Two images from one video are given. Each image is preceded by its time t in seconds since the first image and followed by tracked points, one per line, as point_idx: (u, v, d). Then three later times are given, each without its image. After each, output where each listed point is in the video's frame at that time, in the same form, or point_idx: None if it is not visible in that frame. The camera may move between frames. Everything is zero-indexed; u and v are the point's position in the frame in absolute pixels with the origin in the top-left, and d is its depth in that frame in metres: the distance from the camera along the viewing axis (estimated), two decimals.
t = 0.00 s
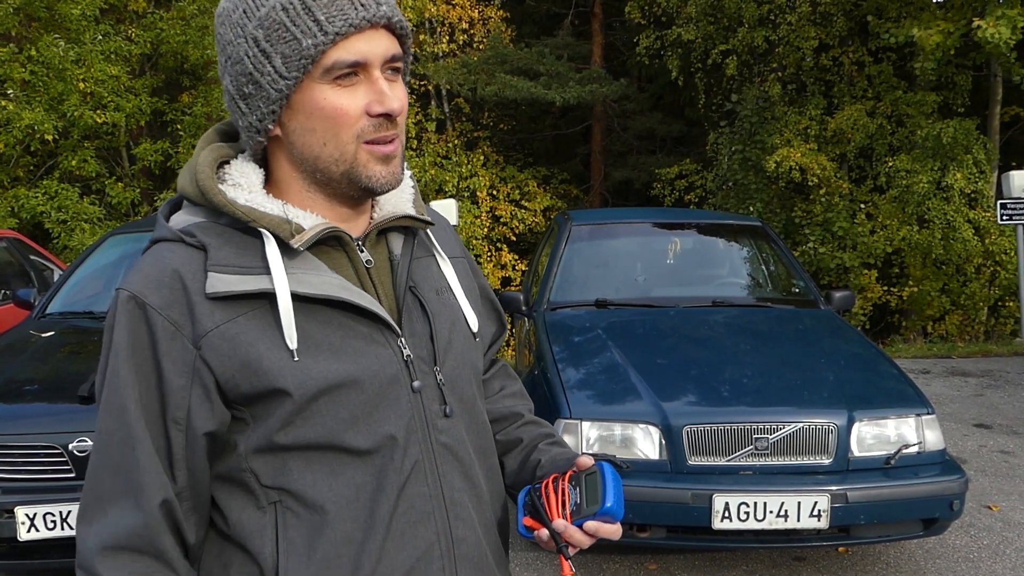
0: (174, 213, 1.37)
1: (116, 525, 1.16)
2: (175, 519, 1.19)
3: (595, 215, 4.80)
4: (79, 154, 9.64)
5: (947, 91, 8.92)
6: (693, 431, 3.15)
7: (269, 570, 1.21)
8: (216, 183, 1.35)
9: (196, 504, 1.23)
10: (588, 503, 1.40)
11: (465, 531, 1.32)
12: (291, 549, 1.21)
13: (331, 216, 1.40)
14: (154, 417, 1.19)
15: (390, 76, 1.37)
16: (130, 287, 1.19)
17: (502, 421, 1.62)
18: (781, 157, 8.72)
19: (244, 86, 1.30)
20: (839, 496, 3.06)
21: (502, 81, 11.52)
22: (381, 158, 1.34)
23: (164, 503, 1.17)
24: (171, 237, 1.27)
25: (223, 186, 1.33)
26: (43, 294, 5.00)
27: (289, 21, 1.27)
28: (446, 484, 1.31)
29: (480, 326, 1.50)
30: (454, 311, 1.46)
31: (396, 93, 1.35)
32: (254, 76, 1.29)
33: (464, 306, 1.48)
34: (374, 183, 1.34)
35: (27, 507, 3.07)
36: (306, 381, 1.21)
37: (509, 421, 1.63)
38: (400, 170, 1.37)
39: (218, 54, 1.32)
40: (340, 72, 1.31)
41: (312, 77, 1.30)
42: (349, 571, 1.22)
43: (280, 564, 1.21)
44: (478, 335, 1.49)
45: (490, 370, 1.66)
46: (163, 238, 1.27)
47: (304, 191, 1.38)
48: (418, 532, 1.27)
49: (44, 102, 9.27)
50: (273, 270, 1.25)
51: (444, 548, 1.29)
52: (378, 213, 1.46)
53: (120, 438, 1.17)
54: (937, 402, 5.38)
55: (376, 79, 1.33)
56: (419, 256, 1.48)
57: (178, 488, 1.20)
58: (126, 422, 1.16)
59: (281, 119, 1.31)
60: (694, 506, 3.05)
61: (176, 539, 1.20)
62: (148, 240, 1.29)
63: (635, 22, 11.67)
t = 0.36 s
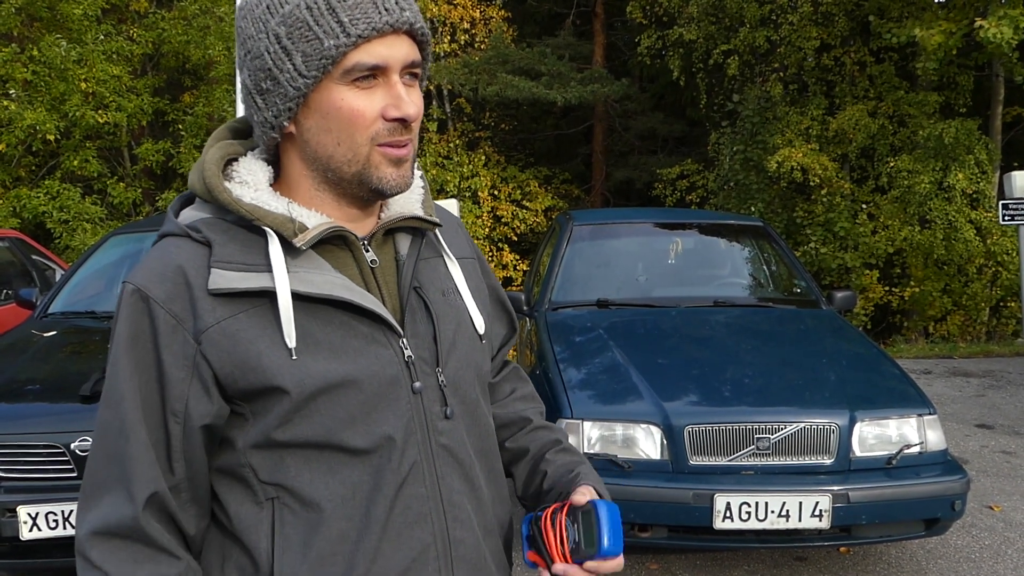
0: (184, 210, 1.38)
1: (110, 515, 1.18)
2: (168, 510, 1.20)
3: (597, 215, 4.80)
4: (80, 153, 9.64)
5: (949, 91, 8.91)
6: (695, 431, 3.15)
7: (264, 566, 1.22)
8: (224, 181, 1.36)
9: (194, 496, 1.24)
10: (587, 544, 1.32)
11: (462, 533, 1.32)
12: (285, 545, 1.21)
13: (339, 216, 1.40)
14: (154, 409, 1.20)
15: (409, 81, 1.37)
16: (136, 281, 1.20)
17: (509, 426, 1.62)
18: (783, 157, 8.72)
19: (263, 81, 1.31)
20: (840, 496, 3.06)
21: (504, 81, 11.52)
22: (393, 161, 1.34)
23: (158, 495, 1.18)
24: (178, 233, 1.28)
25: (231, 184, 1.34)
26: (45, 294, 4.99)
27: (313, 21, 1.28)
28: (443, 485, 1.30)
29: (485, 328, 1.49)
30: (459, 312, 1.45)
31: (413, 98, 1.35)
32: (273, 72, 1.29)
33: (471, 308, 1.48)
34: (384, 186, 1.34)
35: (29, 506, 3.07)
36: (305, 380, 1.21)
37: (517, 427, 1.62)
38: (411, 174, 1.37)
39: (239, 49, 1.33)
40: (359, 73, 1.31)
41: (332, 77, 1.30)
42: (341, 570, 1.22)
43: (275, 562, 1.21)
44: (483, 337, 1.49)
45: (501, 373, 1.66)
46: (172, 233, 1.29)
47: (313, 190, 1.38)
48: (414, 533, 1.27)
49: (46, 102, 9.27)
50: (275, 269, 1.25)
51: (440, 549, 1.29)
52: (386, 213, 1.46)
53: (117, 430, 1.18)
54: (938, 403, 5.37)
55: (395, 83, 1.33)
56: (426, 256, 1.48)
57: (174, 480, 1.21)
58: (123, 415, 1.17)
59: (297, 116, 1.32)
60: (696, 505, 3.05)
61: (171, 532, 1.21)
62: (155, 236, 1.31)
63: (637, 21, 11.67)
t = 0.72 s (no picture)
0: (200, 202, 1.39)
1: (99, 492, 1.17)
2: (158, 497, 1.19)
3: (599, 214, 4.80)
4: (82, 152, 9.63)
5: (951, 93, 8.89)
6: (697, 431, 3.15)
7: (262, 562, 1.22)
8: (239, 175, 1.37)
9: (183, 486, 1.24)
10: None
11: (463, 537, 1.31)
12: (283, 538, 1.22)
13: (350, 216, 1.41)
14: (151, 398, 1.19)
15: (406, 77, 1.35)
16: (147, 268, 1.21)
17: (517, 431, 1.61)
18: (784, 158, 8.73)
19: (262, 82, 1.34)
20: (841, 497, 3.06)
21: (505, 81, 11.53)
22: (386, 160, 1.33)
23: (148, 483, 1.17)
24: (190, 226, 1.29)
25: (244, 178, 1.35)
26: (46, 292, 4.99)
27: (301, 21, 1.29)
28: (445, 490, 1.30)
29: (496, 332, 1.48)
30: (470, 315, 1.44)
31: (405, 95, 1.33)
32: (269, 72, 1.32)
33: (483, 311, 1.47)
34: (379, 185, 1.34)
35: (30, 504, 3.07)
36: (306, 378, 1.21)
37: (525, 431, 1.61)
38: (409, 173, 1.36)
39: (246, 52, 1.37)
40: (348, 73, 1.31)
41: (321, 77, 1.31)
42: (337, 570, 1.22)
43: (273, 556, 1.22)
44: (495, 341, 1.48)
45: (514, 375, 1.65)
46: (185, 225, 1.30)
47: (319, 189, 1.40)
48: (413, 535, 1.26)
49: (48, 100, 9.27)
50: (283, 266, 1.25)
51: (439, 554, 1.28)
52: (398, 213, 1.46)
53: (113, 414, 1.17)
54: (939, 404, 5.36)
55: (385, 81, 1.32)
56: (438, 258, 1.47)
57: (165, 470, 1.20)
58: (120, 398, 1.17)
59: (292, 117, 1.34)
60: (697, 506, 3.05)
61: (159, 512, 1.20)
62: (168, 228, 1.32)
63: (639, 21, 11.67)
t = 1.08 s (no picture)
0: (185, 205, 1.39)
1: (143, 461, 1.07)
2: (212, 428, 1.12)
3: (600, 214, 4.79)
4: (82, 148, 9.61)
5: (953, 94, 8.89)
6: (696, 430, 3.15)
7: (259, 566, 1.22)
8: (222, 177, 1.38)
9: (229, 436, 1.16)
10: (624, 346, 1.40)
11: (460, 532, 1.31)
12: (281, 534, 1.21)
13: (339, 210, 1.44)
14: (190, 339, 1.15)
15: (358, 66, 1.35)
16: (133, 265, 1.20)
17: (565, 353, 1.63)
18: (785, 159, 8.75)
19: (229, 84, 1.39)
20: (842, 497, 3.06)
21: (507, 80, 11.53)
22: (337, 153, 1.34)
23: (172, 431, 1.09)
24: (177, 227, 1.29)
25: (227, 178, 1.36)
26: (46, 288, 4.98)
27: (244, 20, 1.32)
28: (440, 486, 1.31)
29: (491, 322, 1.47)
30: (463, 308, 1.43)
31: (352, 84, 1.33)
32: (229, 75, 1.38)
33: (477, 302, 1.45)
34: (333, 179, 1.35)
35: (30, 500, 3.06)
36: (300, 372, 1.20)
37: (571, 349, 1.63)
38: (365, 165, 1.37)
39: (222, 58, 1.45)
40: (290, 67, 1.32)
41: (266, 73, 1.33)
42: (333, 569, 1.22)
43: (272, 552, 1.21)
44: (489, 332, 1.46)
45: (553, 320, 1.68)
46: (172, 227, 1.30)
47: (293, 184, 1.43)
48: (409, 532, 1.27)
49: (49, 96, 9.26)
50: (273, 260, 1.24)
51: (434, 552, 1.28)
52: (387, 205, 1.48)
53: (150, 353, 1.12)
54: (939, 405, 5.36)
55: (328, 72, 1.32)
56: (430, 249, 1.47)
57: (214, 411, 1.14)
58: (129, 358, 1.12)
59: (253, 115, 1.39)
60: (697, 505, 3.05)
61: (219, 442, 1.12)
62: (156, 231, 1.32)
63: (642, 21, 11.65)
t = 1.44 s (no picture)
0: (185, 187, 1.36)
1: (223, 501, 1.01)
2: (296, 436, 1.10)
3: (599, 211, 4.79)
4: (81, 145, 9.59)
5: (952, 91, 8.89)
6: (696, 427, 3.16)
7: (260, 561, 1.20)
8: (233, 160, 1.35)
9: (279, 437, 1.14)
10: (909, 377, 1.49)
11: (452, 529, 1.33)
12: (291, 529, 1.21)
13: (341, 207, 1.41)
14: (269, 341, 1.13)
15: (374, 67, 1.33)
16: (156, 248, 1.16)
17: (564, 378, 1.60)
18: (785, 156, 8.77)
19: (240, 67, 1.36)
20: (841, 494, 3.07)
21: (506, 77, 11.52)
22: (346, 154, 1.32)
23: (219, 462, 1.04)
24: (188, 212, 1.25)
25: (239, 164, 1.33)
26: (45, 285, 4.98)
27: (263, 6, 1.29)
28: (436, 484, 1.31)
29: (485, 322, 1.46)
30: (458, 307, 1.42)
31: (366, 86, 1.31)
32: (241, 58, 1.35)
33: (472, 301, 1.45)
34: (338, 179, 1.33)
35: (29, 496, 3.06)
36: (319, 363, 1.19)
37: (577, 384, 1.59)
38: (373, 167, 1.35)
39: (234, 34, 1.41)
40: (305, 61, 1.29)
41: (281, 65, 1.31)
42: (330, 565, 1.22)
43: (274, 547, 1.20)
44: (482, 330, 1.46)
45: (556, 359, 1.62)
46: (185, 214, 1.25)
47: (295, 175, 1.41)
48: (406, 527, 1.28)
49: (47, 92, 9.22)
50: (295, 246, 1.23)
51: (429, 543, 1.30)
52: (390, 202, 1.46)
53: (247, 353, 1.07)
54: (938, 402, 5.37)
55: (343, 70, 1.30)
56: (429, 247, 1.46)
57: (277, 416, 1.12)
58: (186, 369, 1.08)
59: (263, 103, 1.36)
60: (699, 502, 3.05)
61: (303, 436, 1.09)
62: (160, 216, 1.28)
63: (641, 19, 11.65)
